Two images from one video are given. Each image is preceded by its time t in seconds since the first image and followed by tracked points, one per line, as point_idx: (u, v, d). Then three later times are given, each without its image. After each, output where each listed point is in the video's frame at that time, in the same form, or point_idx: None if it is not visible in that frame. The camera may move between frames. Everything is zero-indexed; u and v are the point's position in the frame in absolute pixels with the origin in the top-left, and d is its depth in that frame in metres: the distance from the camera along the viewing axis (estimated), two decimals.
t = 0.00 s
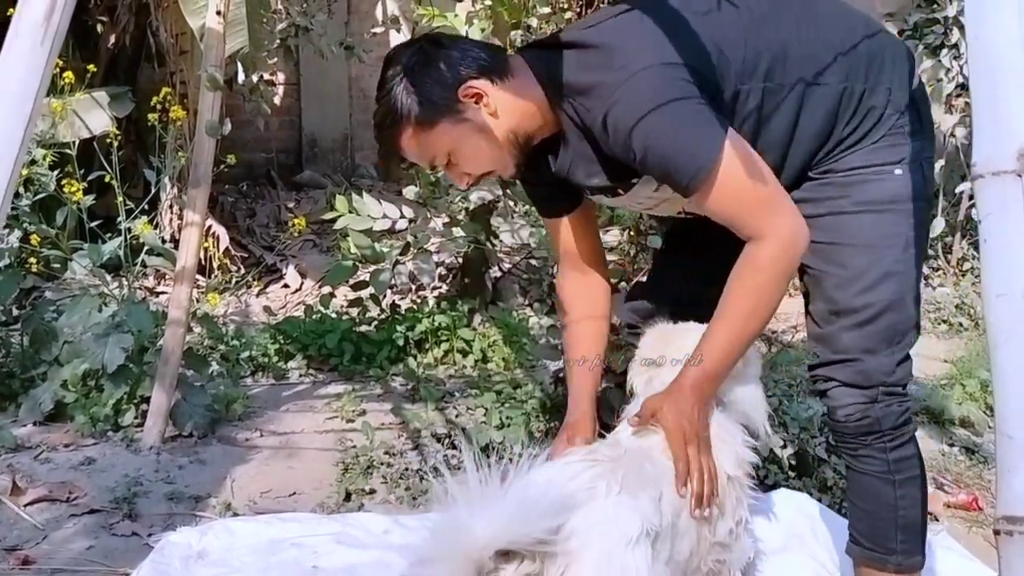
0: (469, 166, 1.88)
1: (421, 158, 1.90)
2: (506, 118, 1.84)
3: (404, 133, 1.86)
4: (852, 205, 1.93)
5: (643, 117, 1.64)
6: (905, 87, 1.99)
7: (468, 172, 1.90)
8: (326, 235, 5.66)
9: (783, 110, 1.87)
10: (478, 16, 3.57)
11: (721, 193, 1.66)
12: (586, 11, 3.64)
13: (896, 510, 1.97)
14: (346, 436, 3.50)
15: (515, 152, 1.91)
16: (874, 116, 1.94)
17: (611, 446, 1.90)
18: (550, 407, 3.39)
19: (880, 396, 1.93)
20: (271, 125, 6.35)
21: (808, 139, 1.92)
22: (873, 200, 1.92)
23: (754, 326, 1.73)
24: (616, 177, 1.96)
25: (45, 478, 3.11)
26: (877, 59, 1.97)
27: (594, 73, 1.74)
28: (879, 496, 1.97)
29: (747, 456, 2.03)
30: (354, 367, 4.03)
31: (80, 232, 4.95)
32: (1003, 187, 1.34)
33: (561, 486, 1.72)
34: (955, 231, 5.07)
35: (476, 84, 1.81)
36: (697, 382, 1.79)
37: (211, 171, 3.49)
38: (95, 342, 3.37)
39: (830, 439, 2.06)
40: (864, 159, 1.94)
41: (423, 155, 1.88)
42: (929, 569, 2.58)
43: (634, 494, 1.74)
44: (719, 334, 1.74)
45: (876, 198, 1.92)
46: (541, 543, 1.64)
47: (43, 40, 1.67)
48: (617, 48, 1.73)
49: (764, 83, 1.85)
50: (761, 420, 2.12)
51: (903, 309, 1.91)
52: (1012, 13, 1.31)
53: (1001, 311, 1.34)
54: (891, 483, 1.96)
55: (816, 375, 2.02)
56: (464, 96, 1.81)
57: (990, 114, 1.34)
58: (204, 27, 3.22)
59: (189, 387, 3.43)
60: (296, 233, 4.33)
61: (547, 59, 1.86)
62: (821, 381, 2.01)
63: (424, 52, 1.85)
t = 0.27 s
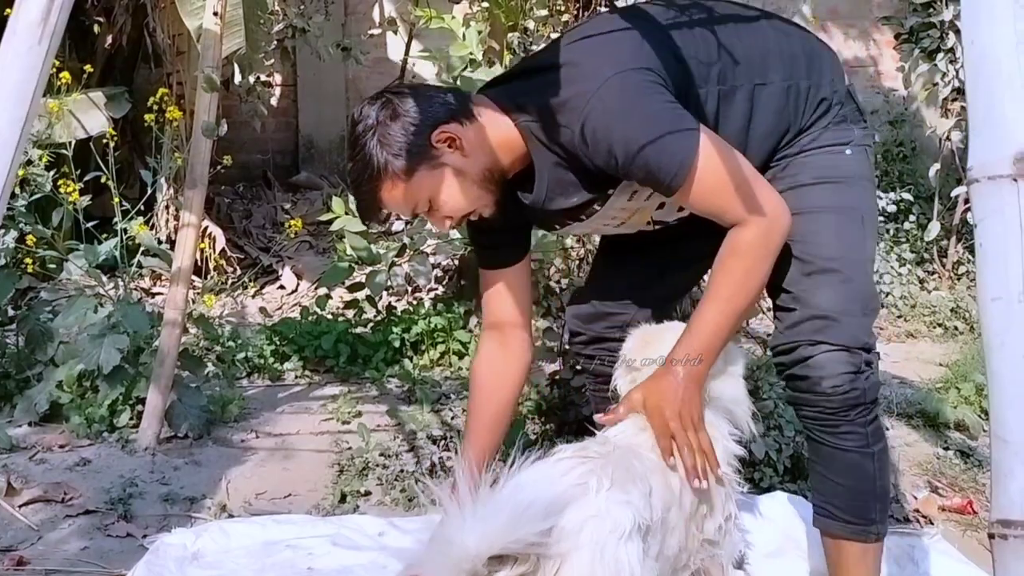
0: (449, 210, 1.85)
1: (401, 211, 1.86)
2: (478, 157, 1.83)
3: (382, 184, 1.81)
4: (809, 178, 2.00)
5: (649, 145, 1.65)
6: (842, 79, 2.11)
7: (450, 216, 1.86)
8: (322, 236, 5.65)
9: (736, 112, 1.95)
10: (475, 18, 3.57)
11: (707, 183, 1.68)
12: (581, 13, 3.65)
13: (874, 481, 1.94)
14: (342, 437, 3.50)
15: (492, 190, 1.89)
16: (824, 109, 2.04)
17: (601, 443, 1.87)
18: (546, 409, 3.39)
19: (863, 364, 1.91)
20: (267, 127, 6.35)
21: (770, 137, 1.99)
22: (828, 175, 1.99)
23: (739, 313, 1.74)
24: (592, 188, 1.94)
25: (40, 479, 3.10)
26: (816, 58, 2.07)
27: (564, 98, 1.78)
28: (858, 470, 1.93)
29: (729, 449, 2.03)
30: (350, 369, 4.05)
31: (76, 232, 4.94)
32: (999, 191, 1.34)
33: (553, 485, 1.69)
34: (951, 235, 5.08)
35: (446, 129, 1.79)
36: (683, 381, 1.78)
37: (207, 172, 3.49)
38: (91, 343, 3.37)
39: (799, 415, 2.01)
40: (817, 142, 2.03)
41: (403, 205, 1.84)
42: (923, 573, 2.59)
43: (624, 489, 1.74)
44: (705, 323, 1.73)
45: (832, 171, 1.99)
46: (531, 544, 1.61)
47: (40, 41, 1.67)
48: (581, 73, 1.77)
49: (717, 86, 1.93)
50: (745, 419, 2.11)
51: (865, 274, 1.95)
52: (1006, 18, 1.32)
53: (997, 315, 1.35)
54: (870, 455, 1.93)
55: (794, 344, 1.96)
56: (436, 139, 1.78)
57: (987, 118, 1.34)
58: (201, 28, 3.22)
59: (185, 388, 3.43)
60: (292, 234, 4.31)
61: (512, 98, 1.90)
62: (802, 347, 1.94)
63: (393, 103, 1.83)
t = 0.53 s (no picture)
0: (456, 227, 1.81)
1: (409, 230, 1.83)
2: (484, 172, 1.79)
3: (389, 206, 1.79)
4: (808, 188, 2.01)
5: (632, 146, 1.66)
6: (842, 80, 2.10)
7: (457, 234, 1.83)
8: (321, 236, 5.65)
9: (738, 114, 1.94)
10: (473, 19, 3.57)
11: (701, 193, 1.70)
12: (579, 14, 3.66)
13: (828, 483, 2.05)
14: (340, 438, 3.50)
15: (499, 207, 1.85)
16: (820, 106, 2.03)
17: (596, 445, 1.86)
18: (544, 410, 3.39)
19: (824, 374, 2.00)
20: (266, 127, 6.35)
21: (766, 133, 1.98)
22: (825, 184, 2.01)
23: (727, 314, 1.80)
24: (596, 201, 1.93)
25: (37, 480, 3.10)
26: (813, 54, 2.06)
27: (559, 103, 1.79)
28: (812, 471, 2.04)
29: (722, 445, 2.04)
30: (348, 369, 4.05)
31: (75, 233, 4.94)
32: (996, 192, 1.34)
33: (549, 490, 1.67)
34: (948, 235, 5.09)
35: (450, 145, 1.76)
36: (668, 375, 1.85)
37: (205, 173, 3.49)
38: (89, 344, 3.37)
39: (764, 414, 2.11)
40: (815, 147, 2.03)
41: (410, 225, 1.81)
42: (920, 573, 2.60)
43: (621, 490, 1.72)
44: (691, 324, 1.80)
45: (830, 181, 2.01)
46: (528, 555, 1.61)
47: (37, 42, 1.67)
48: (573, 83, 1.78)
49: (719, 88, 1.92)
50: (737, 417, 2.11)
51: (847, 288, 2.01)
52: (1003, 18, 1.32)
53: (994, 315, 1.35)
54: (826, 458, 2.04)
55: (764, 348, 2.05)
56: (439, 157, 1.75)
57: (983, 120, 1.35)
58: (200, 29, 3.22)
59: (183, 388, 3.43)
60: (291, 235, 4.31)
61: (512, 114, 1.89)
62: (767, 355, 2.04)
63: (395, 122, 1.81)
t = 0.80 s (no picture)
0: (468, 175, 1.84)
1: (420, 177, 1.85)
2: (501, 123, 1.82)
3: (399, 150, 1.81)
4: (830, 189, 2.00)
5: (662, 105, 1.66)
6: (872, 72, 2.09)
7: (468, 183, 1.86)
8: (321, 236, 5.66)
9: (768, 92, 1.92)
10: (473, 18, 3.57)
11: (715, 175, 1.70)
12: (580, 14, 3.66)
13: (837, 483, 2.06)
14: (342, 438, 3.50)
15: (512, 160, 1.89)
16: (847, 96, 2.03)
17: (595, 444, 1.85)
18: (545, 409, 3.39)
19: (836, 375, 2.02)
20: (266, 128, 6.35)
21: (792, 116, 1.97)
22: (849, 184, 2.00)
23: (739, 308, 1.78)
24: (614, 166, 1.90)
25: (39, 481, 3.10)
26: (845, 44, 2.05)
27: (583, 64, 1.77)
28: (823, 470, 2.06)
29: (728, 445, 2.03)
30: (349, 370, 4.05)
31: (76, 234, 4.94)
32: (996, 190, 1.34)
33: (543, 495, 1.67)
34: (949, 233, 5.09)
35: (469, 91, 1.79)
36: (679, 369, 1.84)
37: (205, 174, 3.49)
38: (90, 345, 3.37)
39: (775, 413, 2.13)
40: (837, 143, 2.02)
41: (421, 171, 1.84)
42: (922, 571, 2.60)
43: (619, 489, 1.70)
44: (703, 316, 1.78)
45: (854, 182, 2.01)
46: (520, 565, 1.63)
47: (37, 42, 1.67)
48: (601, 44, 1.76)
49: (750, 66, 1.89)
50: (741, 412, 2.12)
51: (866, 291, 2.01)
52: (1003, 16, 1.32)
53: (994, 313, 1.35)
54: (835, 458, 2.06)
55: (775, 350, 2.08)
56: (458, 103, 1.78)
57: (984, 119, 1.34)
58: (200, 29, 3.22)
59: (184, 389, 3.43)
60: (292, 235, 4.30)
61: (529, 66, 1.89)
62: (779, 357, 2.06)
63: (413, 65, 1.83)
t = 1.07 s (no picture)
0: (480, 121, 1.80)
1: (432, 117, 1.82)
2: (522, 69, 1.78)
3: (415, 88, 1.78)
4: (842, 190, 2.00)
5: (664, 87, 1.63)
6: (895, 74, 2.08)
7: (479, 129, 1.82)
8: (321, 236, 5.66)
9: (788, 81, 1.92)
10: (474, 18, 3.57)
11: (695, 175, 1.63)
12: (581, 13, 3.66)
13: (841, 483, 2.07)
14: (342, 437, 3.50)
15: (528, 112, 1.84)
16: (867, 95, 2.02)
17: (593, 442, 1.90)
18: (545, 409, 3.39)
19: (843, 377, 2.02)
20: (266, 128, 6.35)
21: (810, 108, 1.98)
22: (862, 186, 1.99)
23: (706, 327, 1.67)
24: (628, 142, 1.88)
25: (40, 481, 3.10)
26: (875, 42, 2.04)
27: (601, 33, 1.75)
28: (826, 469, 2.06)
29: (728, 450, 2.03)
30: (349, 369, 4.05)
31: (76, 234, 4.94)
32: (996, 187, 1.34)
33: (533, 503, 1.71)
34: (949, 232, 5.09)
35: (491, 33, 1.77)
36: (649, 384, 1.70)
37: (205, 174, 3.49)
38: (90, 345, 3.37)
39: (782, 411, 2.14)
40: (853, 143, 2.01)
41: (433, 111, 1.80)
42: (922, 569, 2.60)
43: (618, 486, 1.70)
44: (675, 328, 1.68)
45: (867, 183, 2.00)
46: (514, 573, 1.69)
47: (37, 42, 1.67)
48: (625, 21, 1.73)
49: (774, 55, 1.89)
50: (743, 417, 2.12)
51: (878, 294, 2.00)
52: (1003, 14, 1.32)
53: (994, 311, 1.35)
54: (840, 458, 2.06)
55: (783, 349, 2.09)
56: (479, 43, 1.75)
57: (984, 117, 1.34)
58: (199, 29, 3.22)
59: (185, 389, 3.43)
60: (292, 235, 4.30)
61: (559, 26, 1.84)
62: (786, 357, 2.07)
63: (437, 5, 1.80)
